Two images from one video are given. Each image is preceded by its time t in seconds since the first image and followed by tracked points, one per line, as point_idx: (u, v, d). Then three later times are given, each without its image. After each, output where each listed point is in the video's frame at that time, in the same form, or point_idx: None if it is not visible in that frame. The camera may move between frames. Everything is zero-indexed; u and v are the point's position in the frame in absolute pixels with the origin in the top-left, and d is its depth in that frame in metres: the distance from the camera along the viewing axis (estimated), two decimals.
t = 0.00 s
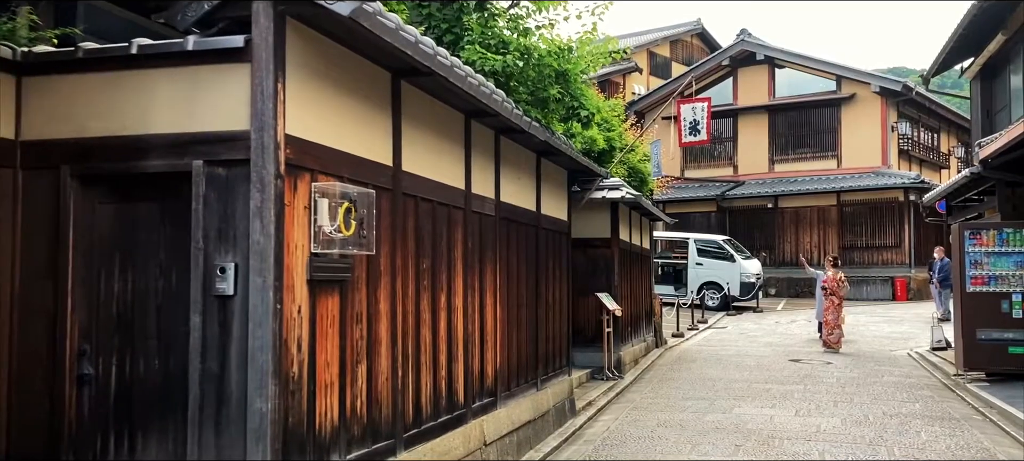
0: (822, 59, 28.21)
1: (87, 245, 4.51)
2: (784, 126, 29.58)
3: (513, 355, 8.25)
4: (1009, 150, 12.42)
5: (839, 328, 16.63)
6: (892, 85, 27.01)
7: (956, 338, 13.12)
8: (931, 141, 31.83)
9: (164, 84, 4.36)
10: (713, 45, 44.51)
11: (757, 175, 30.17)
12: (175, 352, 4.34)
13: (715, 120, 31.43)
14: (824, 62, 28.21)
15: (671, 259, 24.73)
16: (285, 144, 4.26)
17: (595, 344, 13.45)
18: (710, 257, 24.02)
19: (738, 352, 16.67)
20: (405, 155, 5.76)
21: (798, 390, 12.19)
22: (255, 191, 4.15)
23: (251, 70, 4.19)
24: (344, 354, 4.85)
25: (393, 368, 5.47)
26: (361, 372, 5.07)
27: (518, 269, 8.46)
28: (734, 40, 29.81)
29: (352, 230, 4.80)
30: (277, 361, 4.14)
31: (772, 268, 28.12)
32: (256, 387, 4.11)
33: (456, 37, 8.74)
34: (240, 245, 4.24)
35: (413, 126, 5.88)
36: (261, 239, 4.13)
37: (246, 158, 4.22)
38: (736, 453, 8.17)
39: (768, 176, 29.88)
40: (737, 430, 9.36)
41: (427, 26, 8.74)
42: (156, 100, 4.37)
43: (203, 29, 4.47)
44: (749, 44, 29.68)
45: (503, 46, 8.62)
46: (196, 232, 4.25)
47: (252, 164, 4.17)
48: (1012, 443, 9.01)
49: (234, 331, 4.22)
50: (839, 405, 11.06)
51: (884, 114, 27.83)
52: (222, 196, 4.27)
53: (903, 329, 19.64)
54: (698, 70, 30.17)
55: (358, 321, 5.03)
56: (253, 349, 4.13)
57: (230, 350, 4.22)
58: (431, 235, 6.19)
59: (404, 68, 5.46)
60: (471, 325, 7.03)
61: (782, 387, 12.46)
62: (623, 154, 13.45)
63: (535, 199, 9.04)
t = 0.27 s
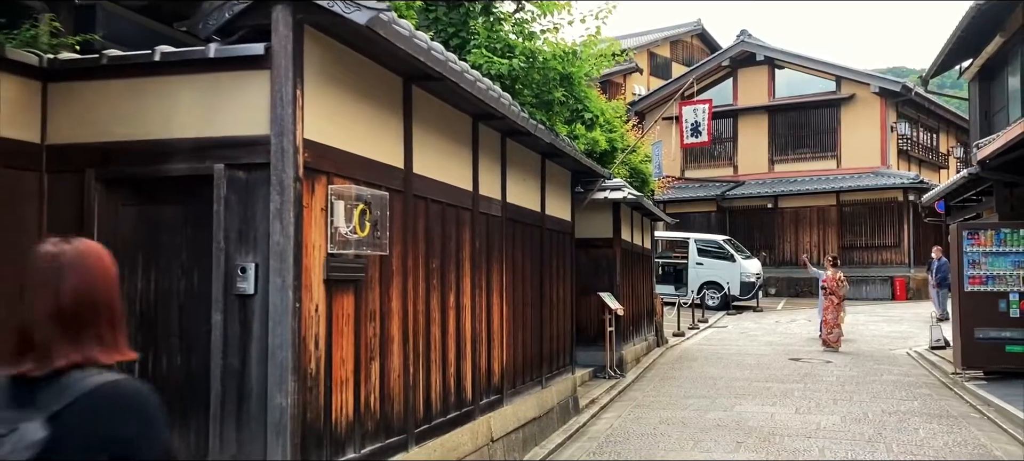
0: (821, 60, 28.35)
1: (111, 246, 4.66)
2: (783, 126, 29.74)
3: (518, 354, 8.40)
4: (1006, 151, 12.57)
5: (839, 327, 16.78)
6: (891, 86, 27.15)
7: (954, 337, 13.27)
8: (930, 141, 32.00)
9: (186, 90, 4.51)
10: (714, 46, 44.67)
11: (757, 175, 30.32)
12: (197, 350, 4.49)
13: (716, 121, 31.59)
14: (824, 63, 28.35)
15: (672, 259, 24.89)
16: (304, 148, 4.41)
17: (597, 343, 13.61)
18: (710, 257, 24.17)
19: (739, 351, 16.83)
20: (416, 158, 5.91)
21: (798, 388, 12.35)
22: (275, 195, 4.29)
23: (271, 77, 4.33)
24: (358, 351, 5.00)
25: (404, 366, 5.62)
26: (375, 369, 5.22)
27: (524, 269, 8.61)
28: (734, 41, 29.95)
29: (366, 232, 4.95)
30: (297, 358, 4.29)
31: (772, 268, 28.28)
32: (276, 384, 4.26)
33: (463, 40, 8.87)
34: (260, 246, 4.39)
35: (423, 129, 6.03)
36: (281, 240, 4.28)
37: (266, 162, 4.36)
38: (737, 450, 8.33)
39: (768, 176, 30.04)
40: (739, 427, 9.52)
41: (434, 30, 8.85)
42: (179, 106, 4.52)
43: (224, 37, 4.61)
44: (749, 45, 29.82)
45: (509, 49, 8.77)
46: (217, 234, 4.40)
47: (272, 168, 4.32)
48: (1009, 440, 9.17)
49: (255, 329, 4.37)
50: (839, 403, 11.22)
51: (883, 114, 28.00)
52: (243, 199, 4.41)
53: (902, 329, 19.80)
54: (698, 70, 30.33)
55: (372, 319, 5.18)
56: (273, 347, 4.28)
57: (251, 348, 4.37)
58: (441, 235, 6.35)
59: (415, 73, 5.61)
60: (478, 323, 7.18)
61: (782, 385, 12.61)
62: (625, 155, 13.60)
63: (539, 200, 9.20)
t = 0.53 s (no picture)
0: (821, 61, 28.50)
1: (134, 244, 4.82)
2: (784, 126, 29.89)
3: (523, 351, 8.56)
4: (1005, 151, 12.72)
5: (838, 325, 16.93)
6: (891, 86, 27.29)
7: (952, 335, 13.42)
8: (930, 141, 32.14)
9: (209, 94, 4.67)
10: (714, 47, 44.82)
11: (757, 175, 30.47)
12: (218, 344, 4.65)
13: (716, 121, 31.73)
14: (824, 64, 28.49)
15: (672, 258, 25.04)
16: (322, 150, 4.57)
17: (600, 341, 13.76)
18: (711, 257, 24.32)
19: (740, 349, 16.99)
20: (427, 158, 6.07)
21: (798, 386, 12.51)
22: (294, 194, 4.45)
23: (290, 81, 4.49)
24: (372, 346, 5.16)
25: (415, 360, 5.78)
26: (387, 364, 5.38)
27: (529, 267, 8.77)
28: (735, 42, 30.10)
29: (380, 230, 5.11)
30: (315, 352, 4.44)
31: (772, 267, 28.43)
32: (296, 377, 4.41)
33: (469, 44, 9.03)
34: (280, 244, 4.55)
35: (433, 130, 6.19)
36: (300, 238, 4.44)
37: (285, 163, 4.52)
38: (738, 445, 8.49)
39: (769, 176, 30.18)
40: (740, 423, 9.67)
41: (441, 33, 9.02)
42: (201, 109, 4.68)
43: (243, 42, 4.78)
44: (750, 45, 29.97)
45: (514, 52, 8.94)
46: (238, 232, 4.56)
47: (291, 168, 4.47)
48: (1006, 435, 9.32)
49: (275, 324, 4.53)
50: (838, 400, 11.38)
51: (883, 114, 28.16)
52: (263, 199, 4.57)
53: (902, 327, 19.95)
54: (699, 71, 30.48)
55: (385, 315, 5.34)
56: (293, 341, 4.43)
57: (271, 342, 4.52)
58: (450, 234, 6.50)
59: (426, 76, 5.76)
60: (486, 320, 7.34)
61: (783, 383, 12.76)
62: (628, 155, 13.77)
63: (544, 199, 9.34)
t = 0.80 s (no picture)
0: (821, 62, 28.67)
1: (155, 247, 4.97)
2: (783, 127, 30.06)
3: (528, 350, 8.72)
4: (1002, 153, 12.88)
5: (837, 325, 17.10)
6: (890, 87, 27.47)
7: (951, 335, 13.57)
8: (929, 142, 32.32)
9: (228, 100, 4.84)
10: (714, 47, 44.98)
11: (757, 176, 30.63)
12: (238, 343, 4.80)
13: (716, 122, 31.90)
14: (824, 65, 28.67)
15: (672, 258, 25.20)
16: (337, 155, 4.72)
17: (601, 341, 13.91)
18: (711, 257, 24.48)
19: (740, 349, 17.15)
20: (436, 162, 6.23)
21: (798, 385, 12.67)
22: (312, 198, 4.60)
23: (307, 89, 4.65)
24: (384, 345, 5.31)
25: (425, 359, 5.93)
26: (399, 363, 5.53)
27: (534, 267, 8.93)
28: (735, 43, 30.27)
29: (392, 233, 5.27)
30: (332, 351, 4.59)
31: (772, 267, 28.60)
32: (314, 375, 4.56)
33: (475, 48, 9.21)
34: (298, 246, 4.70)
35: (442, 134, 6.35)
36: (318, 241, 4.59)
37: (303, 168, 4.67)
38: (739, 442, 8.67)
39: (768, 177, 30.35)
40: (741, 421, 9.84)
41: (448, 37, 9.20)
42: (221, 115, 4.84)
43: (262, 50, 4.95)
44: (750, 46, 30.14)
45: (519, 57, 9.11)
46: (257, 235, 4.71)
47: (309, 173, 4.62)
48: (1002, 433, 9.49)
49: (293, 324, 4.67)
50: (837, 398, 11.55)
51: (882, 115, 28.34)
52: (281, 203, 4.72)
53: (901, 327, 20.12)
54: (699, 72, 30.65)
55: (396, 315, 5.49)
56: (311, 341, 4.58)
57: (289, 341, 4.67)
58: (458, 235, 6.66)
59: (436, 82, 5.93)
60: (493, 319, 7.50)
61: (783, 382, 12.93)
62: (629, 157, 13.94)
63: (548, 200, 9.50)
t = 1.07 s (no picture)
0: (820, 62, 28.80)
1: (170, 247, 5.12)
2: (783, 127, 30.21)
3: (531, 348, 8.86)
4: (999, 153, 13.02)
5: (836, 324, 17.24)
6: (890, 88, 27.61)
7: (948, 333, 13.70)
8: (928, 142, 32.45)
9: (240, 103, 4.97)
10: (714, 48, 45.10)
11: (756, 176, 30.77)
12: (251, 340, 4.95)
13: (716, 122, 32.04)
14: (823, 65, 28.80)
15: (672, 258, 25.34)
16: (348, 158, 4.87)
17: (602, 339, 14.06)
18: (711, 257, 24.61)
19: (739, 348, 17.30)
20: (443, 163, 6.38)
21: (797, 383, 12.82)
22: (324, 199, 4.74)
23: (319, 93, 4.79)
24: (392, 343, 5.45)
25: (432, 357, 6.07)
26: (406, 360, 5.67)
27: (537, 267, 9.08)
28: (734, 43, 30.40)
29: (401, 233, 5.41)
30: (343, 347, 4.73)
31: (771, 267, 28.75)
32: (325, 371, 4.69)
33: (479, 51, 9.37)
34: (310, 246, 4.85)
35: (447, 137, 6.50)
36: (330, 240, 4.73)
37: (315, 170, 4.82)
38: (738, 439, 8.81)
39: (768, 177, 30.49)
40: (741, 418, 9.98)
41: (452, 40, 9.36)
42: (233, 117, 4.97)
43: (275, 55, 5.09)
44: (749, 47, 30.28)
45: (522, 59, 9.26)
46: (271, 235, 4.86)
47: (321, 175, 4.77)
48: (998, 430, 9.63)
49: (305, 321, 4.81)
50: (836, 396, 11.69)
51: (881, 115, 28.47)
52: (294, 204, 4.87)
53: (899, 326, 20.26)
54: (699, 72, 30.80)
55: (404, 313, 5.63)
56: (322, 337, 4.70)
57: (301, 337, 4.81)
58: (463, 236, 6.81)
59: (443, 86, 6.07)
60: (497, 317, 7.65)
61: (782, 380, 13.07)
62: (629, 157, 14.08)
63: (550, 201, 9.64)
